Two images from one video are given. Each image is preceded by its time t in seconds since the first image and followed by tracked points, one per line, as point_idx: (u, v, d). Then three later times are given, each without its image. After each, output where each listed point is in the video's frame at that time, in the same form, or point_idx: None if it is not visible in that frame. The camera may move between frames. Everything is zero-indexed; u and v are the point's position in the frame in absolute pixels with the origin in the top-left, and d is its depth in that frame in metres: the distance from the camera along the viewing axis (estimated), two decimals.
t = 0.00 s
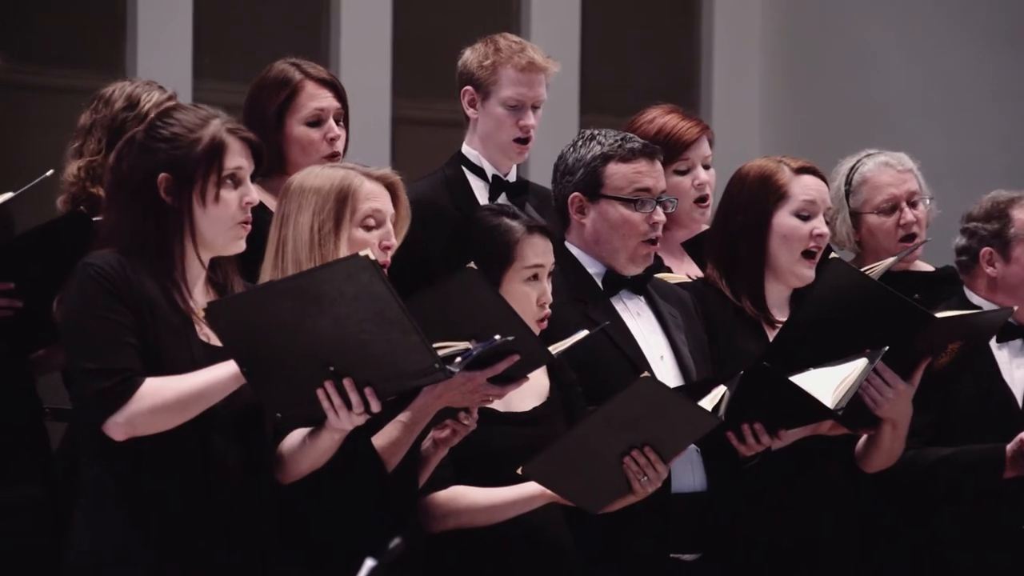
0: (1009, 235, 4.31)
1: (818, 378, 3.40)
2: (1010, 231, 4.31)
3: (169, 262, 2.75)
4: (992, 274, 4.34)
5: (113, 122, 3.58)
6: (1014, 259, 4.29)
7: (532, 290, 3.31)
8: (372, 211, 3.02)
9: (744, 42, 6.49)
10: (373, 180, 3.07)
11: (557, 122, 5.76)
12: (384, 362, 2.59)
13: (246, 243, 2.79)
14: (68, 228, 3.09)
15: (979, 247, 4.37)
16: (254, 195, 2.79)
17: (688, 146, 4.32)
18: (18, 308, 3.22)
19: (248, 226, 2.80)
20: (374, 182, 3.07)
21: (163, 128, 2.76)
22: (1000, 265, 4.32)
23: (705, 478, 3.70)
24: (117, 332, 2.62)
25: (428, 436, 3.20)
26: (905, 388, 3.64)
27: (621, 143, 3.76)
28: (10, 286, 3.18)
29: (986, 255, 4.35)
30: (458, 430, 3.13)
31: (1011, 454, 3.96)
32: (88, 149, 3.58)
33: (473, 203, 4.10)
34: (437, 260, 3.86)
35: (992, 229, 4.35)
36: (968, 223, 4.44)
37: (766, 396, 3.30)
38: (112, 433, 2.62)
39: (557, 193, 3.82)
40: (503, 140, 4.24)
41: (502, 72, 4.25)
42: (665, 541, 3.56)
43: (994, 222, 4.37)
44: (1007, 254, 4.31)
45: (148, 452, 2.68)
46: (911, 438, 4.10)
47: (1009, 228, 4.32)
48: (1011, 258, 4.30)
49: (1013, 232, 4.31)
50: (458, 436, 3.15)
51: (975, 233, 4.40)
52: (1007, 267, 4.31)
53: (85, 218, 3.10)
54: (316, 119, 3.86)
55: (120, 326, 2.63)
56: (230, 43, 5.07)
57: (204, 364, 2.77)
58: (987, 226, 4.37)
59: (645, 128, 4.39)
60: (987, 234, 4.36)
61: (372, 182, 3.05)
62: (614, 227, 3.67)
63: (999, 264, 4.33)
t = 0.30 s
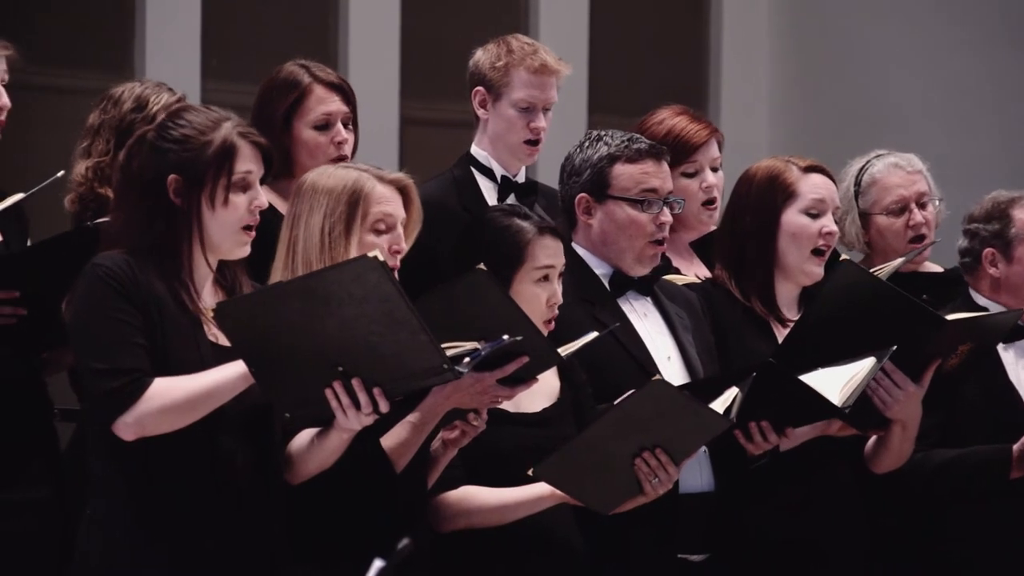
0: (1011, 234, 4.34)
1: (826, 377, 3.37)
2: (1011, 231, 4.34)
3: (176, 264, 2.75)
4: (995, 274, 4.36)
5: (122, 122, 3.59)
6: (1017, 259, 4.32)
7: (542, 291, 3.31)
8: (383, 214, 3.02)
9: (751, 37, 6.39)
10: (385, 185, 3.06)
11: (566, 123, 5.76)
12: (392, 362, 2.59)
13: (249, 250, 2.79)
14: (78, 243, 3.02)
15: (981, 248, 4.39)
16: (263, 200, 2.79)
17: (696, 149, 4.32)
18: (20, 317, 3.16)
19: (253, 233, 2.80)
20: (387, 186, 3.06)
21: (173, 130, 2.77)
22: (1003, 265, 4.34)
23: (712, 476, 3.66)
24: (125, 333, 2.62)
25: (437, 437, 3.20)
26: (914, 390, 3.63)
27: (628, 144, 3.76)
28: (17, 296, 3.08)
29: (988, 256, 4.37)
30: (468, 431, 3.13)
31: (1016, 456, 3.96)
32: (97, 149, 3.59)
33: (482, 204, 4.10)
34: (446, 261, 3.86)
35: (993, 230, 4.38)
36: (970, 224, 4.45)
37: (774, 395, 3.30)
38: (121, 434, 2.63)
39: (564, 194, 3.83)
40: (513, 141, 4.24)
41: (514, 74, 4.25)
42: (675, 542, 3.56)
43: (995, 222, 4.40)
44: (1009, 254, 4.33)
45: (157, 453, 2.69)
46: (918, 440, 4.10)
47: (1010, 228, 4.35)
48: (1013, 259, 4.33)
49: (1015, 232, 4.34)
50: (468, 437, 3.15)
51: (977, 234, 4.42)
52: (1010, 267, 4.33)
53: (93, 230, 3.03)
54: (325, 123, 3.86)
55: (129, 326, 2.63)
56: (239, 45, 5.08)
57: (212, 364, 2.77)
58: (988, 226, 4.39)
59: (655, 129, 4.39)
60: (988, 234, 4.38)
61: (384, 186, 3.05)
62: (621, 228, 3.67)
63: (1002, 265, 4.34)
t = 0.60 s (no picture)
0: (1016, 236, 4.31)
1: (842, 376, 3.42)
2: (1016, 232, 4.31)
3: (194, 265, 2.75)
4: (1001, 275, 4.32)
5: (129, 124, 3.59)
6: None
7: (555, 287, 3.31)
8: (391, 208, 3.01)
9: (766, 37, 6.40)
10: (389, 178, 3.06)
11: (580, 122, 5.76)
12: (408, 357, 2.60)
13: (264, 250, 2.79)
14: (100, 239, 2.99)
15: (986, 250, 4.36)
16: (279, 198, 2.80)
17: (709, 150, 4.31)
18: (41, 312, 3.11)
19: (268, 233, 2.81)
20: (390, 180, 3.06)
21: (186, 131, 2.78)
22: (1010, 267, 4.31)
23: (726, 478, 3.66)
24: (142, 333, 2.62)
25: (454, 437, 3.20)
26: (929, 393, 3.63)
27: (640, 144, 3.77)
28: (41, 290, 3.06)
29: (994, 258, 4.33)
30: (486, 431, 3.13)
31: None
32: (106, 151, 3.59)
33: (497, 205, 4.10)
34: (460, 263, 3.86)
35: (997, 232, 4.35)
36: (975, 228, 4.43)
37: (790, 392, 3.30)
38: (139, 434, 2.63)
39: (576, 196, 3.83)
40: (528, 142, 4.24)
41: (529, 74, 4.26)
42: (691, 542, 3.56)
43: (999, 225, 4.37)
44: (1016, 255, 4.30)
45: (174, 452, 2.69)
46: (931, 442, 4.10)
47: (1015, 229, 4.32)
48: (1020, 259, 4.29)
49: (1020, 233, 4.30)
50: (485, 437, 3.15)
51: (981, 237, 4.39)
52: (1017, 269, 4.29)
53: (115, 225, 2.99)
54: (342, 125, 3.86)
55: (146, 326, 2.63)
56: (254, 45, 5.08)
57: (229, 364, 2.77)
58: (992, 229, 4.37)
59: (667, 130, 4.39)
60: (993, 236, 4.35)
61: (388, 180, 3.05)
62: (634, 229, 3.68)
63: (1009, 266, 4.31)
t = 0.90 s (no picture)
0: (1020, 237, 4.31)
1: (858, 376, 3.47)
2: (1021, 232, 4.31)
3: (208, 265, 2.76)
4: (1007, 276, 4.33)
5: (142, 125, 3.61)
6: None
7: (568, 290, 3.31)
8: (402, 208, 3.02)
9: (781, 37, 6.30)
10: (397, 177, 3.07)
11: (593, 122, 5.76)
12: (421, 356, 2.60)
13: (283, 245, 2.81)
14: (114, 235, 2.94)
15: (991, 251, 4.37)
16: (293, 199, 2.80)
17: (723, 151, 4.31)
18: (59, 316, 3.12)
19: (284, 229, 2.81)
20: (399, 179, 3.06)
21: (201, 131, 2.79)
22: (1016, 268, 4.31)
23: (738, 478, 3.66)
24: (155, 331, 2.63)
25: (467, 439, 3.20)
26: (942, 392, 3.65)
27: (651, 145, 3.77)
28: (57, 293, 3.04)
29: (1000, 258, 4.34)
30: (498, 432, 3.13)
31: None
32: (119, 152, 3.60)
33: (510, 205, 4.09)
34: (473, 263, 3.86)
35: (1001, 232, 4.36)
36: (978, 228, 4.44)
37: (803, 390, 3.30)
38: (152, 432, 2.64)
39: (588, 196, 3.83)
40: (541, 142, 4.24)
41: (542, 74, 4.26)
42: (701, 543, 3.56)
43: (1002, 226, 4.37)
44: (1020, 257, 4.30)
45: (188, 451, 2.70)
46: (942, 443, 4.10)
47: (1019, 230, 4.32)
48: None
49: None
50: (498, 438, 3.15)
51: (986, 237, 4.40)
52: (1022, 270, 4.30)
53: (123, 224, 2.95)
54: (359, 123, 3.87)
55: (159, 325, 2.64)
56: (267, 46, 5.09)
57: (242, 364, 2.78)
58: (996, 230, 4.38)
59: (681, 132, 4.38)
60: (996, 237, 4.36)
61: (397, 180, 3.05)
62: (646, 230, 3.68)
63: (1015, 267, 4.31)
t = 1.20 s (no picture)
0: None
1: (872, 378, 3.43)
2: None
3: (223, 264, 2.77)
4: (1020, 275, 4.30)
5: (160, 126, 3.61)
6: None
7: (584, 297, 3.32)
8: (417, 211, 3.03)
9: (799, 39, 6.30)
10: (412, 179, 3.08)
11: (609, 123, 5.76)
12: (432, 358, 2.60)
13: (296, 250, 2.81)
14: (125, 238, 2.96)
15: (1005, 250, 4.35)
16: (308, 203, 2.82)
17: (741, 150, 4.31)
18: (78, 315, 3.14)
19: (298, 234, 2.82)
20: (413, 181, 3.07)
21: (218, 133, 2.80)
22: None
23: (754, 479, 3.66)
24: (170, 327, 2.64)
25: (479, 442, 3.20)
26: (957, 387, 3.66)
27: (665, 145, 3.77)
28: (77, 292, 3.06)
29: (1012, 257, 4.32)
30: (511, 435, 3.12)
31: None
32: (134, 153, 3.61)
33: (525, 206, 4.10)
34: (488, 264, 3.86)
35: (1014, 231, 4.34)
36: (992, 226, 4.42)
37: (816, 388, 3.32)
38: (165, 428, 2.64)
39: (602, 197, 3.83)
40: (555, 141, 4.24)
41: (556, 74, 4.26)
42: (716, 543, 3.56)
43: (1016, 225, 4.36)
44: None
45: (203, 445, 2.71)
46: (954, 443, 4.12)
47: None
48: None
49: None
50: (511, 441, 3.15)
51: (998, 236, 4.39)
52: None
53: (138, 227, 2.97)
54: (375, 123, 3.88)
55: (172, 321, 2.65)
56: (283, 48, 5.10)
57: (255, 362, 2.79)
58: (1010, 228, 4.36)
59: (697, 131, 4.38)
60: (1010, 236, 4.34)
61: (412, 182, 3.06)
62: (661, 231, 3.68)
63: None
